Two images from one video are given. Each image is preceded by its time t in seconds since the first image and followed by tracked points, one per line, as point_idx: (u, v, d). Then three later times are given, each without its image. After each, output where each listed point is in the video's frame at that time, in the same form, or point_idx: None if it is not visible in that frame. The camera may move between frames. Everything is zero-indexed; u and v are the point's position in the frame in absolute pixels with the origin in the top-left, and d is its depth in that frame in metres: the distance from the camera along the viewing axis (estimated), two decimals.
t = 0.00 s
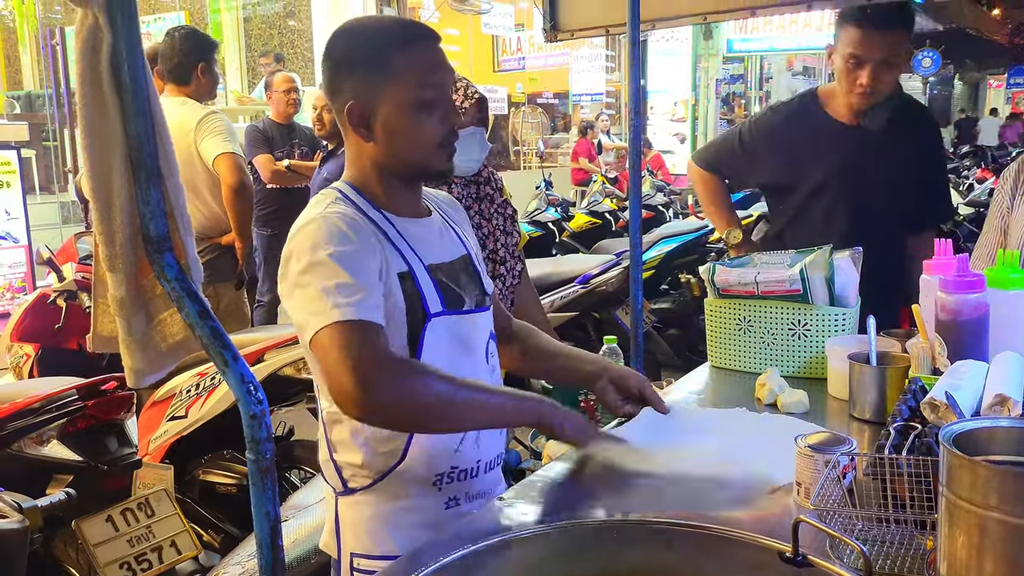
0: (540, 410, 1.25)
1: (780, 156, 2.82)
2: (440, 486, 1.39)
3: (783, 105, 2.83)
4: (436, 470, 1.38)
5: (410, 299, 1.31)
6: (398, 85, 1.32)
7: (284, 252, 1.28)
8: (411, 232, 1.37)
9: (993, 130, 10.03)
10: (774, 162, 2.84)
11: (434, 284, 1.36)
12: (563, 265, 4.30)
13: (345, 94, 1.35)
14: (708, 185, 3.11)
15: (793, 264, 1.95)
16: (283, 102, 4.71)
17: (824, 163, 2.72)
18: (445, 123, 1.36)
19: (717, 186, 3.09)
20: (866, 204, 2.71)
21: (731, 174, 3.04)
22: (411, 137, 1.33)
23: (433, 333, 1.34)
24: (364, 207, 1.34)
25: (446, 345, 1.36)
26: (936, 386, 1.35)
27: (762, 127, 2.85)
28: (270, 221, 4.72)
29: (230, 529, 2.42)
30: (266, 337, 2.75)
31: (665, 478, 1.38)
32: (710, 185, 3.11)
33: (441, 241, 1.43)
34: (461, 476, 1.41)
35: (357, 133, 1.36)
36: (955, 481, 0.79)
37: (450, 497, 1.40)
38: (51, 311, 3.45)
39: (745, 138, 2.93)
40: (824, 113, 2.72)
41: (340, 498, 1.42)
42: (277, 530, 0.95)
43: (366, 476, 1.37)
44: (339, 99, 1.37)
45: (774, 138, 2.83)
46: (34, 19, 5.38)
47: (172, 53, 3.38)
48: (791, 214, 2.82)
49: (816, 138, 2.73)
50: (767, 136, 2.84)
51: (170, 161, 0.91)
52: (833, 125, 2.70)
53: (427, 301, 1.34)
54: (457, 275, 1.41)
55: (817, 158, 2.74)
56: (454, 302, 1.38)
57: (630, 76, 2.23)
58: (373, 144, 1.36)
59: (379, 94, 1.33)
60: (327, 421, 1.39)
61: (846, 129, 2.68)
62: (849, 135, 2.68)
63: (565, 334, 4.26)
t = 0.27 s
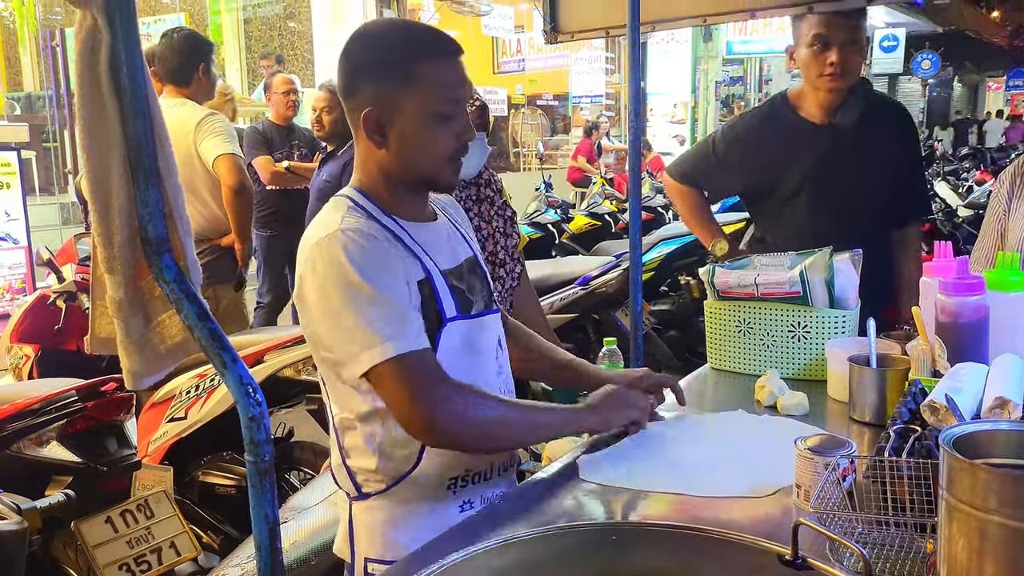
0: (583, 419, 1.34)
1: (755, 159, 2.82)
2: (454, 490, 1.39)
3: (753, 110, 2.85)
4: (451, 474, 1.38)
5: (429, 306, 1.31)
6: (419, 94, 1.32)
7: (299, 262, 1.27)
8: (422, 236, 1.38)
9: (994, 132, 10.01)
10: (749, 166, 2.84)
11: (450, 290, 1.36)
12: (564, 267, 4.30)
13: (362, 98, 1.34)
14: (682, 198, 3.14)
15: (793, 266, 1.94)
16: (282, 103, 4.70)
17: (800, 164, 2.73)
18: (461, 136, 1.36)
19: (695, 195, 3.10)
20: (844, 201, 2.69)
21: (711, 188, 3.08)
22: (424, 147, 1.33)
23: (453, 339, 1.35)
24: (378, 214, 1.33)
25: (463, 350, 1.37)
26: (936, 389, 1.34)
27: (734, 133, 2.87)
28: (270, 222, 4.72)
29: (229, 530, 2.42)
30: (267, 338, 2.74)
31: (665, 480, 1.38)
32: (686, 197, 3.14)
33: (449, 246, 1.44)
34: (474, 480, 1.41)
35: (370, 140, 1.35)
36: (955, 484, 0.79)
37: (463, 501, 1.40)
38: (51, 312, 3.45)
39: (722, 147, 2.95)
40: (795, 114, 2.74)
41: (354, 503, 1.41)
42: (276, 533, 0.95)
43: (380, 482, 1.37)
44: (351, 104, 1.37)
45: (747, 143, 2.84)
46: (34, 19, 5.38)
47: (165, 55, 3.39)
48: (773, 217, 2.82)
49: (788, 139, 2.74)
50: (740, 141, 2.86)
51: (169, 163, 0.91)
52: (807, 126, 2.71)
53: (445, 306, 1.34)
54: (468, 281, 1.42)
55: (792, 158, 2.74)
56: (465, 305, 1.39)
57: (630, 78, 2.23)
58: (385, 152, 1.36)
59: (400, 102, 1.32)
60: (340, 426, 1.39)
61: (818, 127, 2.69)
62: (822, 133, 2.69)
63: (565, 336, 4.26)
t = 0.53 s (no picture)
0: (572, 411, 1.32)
1: (735, 170, 2.79)
2: (464, 486, 1.40)
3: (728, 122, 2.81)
4: (461, 471, 1.39)
5: (433, 303, 1.31)
6: (424, 93, 1.32)
7: (301, 262, 1.27)
8: (423, 234, 1.38)
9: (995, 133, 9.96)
10: (729, 178, 2.81)
11: (453, 287, 1.35)
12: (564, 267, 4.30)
13: (368, 95, 1.34)
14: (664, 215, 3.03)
15: (795, 265, 1.94)
16: (282, 103, 4.70)
17: (784, 171, 2.71)
18: (464, 137, 1.35)
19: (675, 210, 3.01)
20: (831, 205, 2.70)
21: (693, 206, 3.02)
22: (429, 146, 1.33)
23: (455, 335, 1.34)
24: (382, 212, 1.33)
25: (466, 347, 1.37)
26: (937, 389, 1.34)
27: (710, 146, 2.83)
28: (270, 222, 4.71)
29: (230, 530, 2.42)
30: (267, 338, 2.74)
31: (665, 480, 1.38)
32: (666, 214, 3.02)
33: (449, 244, 1.43)
34: (485, 476, 1.42)
35: (374, 137, 1.35)
36: (957, 484, 0.79)
37: (473, 498, 1.41)
38: (51, 312, 3.45)
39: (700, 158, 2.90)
40: (772, 121, 2.71)
41: (361, 503, 1.42)
42: (276, 532, 0.95)
43: (389, 481, 1.37)
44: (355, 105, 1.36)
45: (724, 154, 2.80)
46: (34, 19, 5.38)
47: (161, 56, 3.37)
48: (760, 225, 2.80)
49: (768, 148, 2.72)
50: (717, 154, 2.81)
51: (170, 162, 0.91)
52: (788, 133, 2.69)
53: (448, 303, 1.33)
54: (470, 278, 1.42)
55: (774, 166, 2.72)
56: (470, 304, 1.38)
57: (631, 77, 2.23)
58: (389, 149, 1.35)
59: (405, 100, 1.32)
60: (348, 426, 1.38)
61: (797, 132, 2.67)
62: (802, 138, 2.67)
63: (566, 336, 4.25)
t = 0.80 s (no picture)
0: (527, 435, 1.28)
1: (734, 168, 2.81)
2: (437, 488, 1.38)
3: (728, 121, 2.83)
4: (434, 472, 1.37)
5: (408, 303, 1.31)
6: (414, 97, 1.31)
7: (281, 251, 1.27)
8: (411, 234, 1.37)
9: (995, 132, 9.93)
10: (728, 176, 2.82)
11: (431, 286, 1.35)
12: (563, 267, 4.30)
13: (361, 93, 1.34)
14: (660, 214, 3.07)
15: (793, 265, 1.94)
16: (282, 102, 4.70)
17: (781, 169, 2.72)
18: (452, 145, 1.35)
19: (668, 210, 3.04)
20: (827, 205, 2.70)
21: (690, 206, 3.04)
22: (416, 152, 1.33)
23: (432, 339, 1.33)
24: (365, 210, 1.32)
25: (443, 349, 1.36)
26: (936, 388, 1.34)
27: (710, 144, 2.84)
28: (269, 221, 4.71)
29: (228, 529, 2.40)
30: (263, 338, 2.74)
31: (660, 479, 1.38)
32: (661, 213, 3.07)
33: (439, 244, 1.43)
34: (460, 478, 1.41)
35: (363, 137, 1.36)
36: (956, 483, 0.79)
37: (446, 498, 1.40)
38: (49, 310, 3.45)
39: (699, 157, 2.91)
40: (772, 120, 2.72)
41: (336, 498, 1.42)
42: (274, 531, 0.95)
43: (362, 477, 1.36)
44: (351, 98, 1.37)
45: (724, 153, 2.82)
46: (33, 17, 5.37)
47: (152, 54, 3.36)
48: (755, 225, 2.80)
49: (767, 146, 2.73)
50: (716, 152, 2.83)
51: (168, 159, 0.91)
52: (789, 131, 2.70)
53: (425, 304, 1.33)
54: (456, 279, 1.42)
55: (772, 164, 2.73)
56: (453, 306, 1.38)
57: (630, 77, 2.22)
58: (375, 147, 1.36)
59: (392, 101, 1.32)
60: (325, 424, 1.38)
61: (797, 131, 2.68)
62: (801, 137, 2.69)
63: (564, 335, 4.25)
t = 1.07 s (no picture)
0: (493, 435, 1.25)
1: (745, 165, 2.82)
2: (416, 491, 1.38)
3: (744, 117, 2.84)
4: (410, 474, 1.37)
5: (384, 304, 1.30)
6: (396, 92, 1.32)
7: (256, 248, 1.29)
8: (391, 234, 1.37)
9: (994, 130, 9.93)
10: (740, 173, 2.84)
11: (408, 288, 1.34)
12: (563, 265, 4.30)
13: (342, 88, 1.34)
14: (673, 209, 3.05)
15: (792, 263, 1.94)
16: (284, 101, 4.68)
17: (791, 167, 2.72)
18: (433, 142, 1.35)
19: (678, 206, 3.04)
20: (832, 205, 2.69)
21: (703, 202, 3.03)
22: (398, 150, 1.33)
23: (407, 339, 1.31)
24: (344, 208, 1.33)
25: (422, 351, 1.34)
26: (935, 387, 1.34)
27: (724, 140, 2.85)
28: (268, 220, 4.71)
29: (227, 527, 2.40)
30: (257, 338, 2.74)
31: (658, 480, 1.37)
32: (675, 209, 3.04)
33: (428, 244, 1.42)
34: (438, 481, 1.39)
35: (343, 133, 1.36)
36: (954, 483, 0.78)
37: (426, 500, 1.39)
38: (48, 309, 3.45)
39: (711, 153, 2.93)
40: (786, 119, 2.72)
41: (318, 499, 1.42)
42: (271, 530, 0.95)
43: (341, 477, 1.37)
44: (332, 96, 1.37)
45: (737, 149, 2.83)
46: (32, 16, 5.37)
47: (151, 53, 3.36)
48: (763, 221, 2.81)
49: (779, 144, 2.73)
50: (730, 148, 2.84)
51: (165, 157, 0.90)
52: (800, 130, 2.69)
53: (399, 304, 1.31)
54: (440, 280, 1.39)
55: (783, 162, 2.73)
56: (435, 307, 1.36)
57: (629, 75, 2.22)
58: (357, 143, 1.36)
59: (374, 95, 1.32)
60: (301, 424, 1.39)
61: (809, 131, 2.68)
62: (812, 136, 2.68)
63: (563, 334, 4.25)
